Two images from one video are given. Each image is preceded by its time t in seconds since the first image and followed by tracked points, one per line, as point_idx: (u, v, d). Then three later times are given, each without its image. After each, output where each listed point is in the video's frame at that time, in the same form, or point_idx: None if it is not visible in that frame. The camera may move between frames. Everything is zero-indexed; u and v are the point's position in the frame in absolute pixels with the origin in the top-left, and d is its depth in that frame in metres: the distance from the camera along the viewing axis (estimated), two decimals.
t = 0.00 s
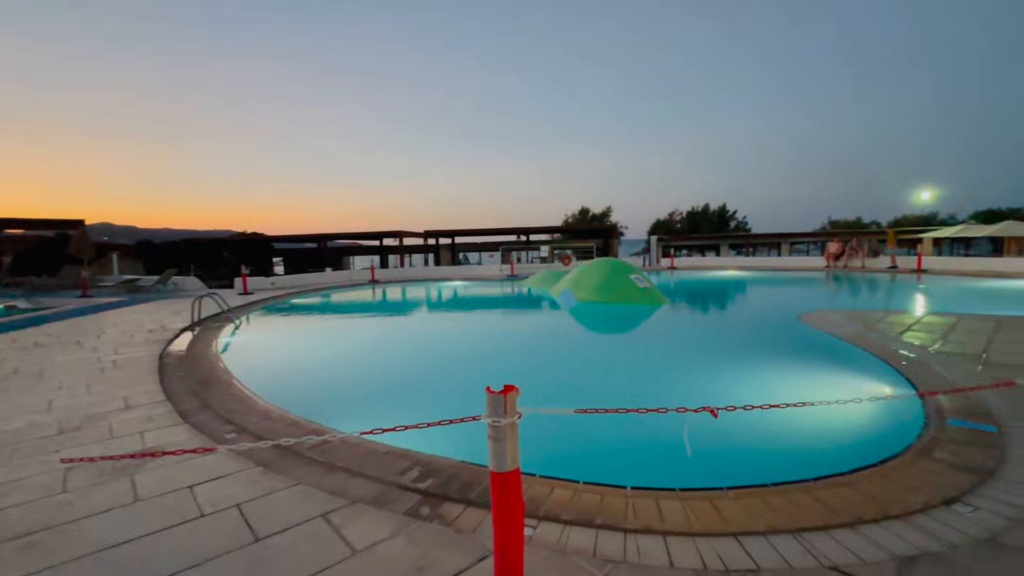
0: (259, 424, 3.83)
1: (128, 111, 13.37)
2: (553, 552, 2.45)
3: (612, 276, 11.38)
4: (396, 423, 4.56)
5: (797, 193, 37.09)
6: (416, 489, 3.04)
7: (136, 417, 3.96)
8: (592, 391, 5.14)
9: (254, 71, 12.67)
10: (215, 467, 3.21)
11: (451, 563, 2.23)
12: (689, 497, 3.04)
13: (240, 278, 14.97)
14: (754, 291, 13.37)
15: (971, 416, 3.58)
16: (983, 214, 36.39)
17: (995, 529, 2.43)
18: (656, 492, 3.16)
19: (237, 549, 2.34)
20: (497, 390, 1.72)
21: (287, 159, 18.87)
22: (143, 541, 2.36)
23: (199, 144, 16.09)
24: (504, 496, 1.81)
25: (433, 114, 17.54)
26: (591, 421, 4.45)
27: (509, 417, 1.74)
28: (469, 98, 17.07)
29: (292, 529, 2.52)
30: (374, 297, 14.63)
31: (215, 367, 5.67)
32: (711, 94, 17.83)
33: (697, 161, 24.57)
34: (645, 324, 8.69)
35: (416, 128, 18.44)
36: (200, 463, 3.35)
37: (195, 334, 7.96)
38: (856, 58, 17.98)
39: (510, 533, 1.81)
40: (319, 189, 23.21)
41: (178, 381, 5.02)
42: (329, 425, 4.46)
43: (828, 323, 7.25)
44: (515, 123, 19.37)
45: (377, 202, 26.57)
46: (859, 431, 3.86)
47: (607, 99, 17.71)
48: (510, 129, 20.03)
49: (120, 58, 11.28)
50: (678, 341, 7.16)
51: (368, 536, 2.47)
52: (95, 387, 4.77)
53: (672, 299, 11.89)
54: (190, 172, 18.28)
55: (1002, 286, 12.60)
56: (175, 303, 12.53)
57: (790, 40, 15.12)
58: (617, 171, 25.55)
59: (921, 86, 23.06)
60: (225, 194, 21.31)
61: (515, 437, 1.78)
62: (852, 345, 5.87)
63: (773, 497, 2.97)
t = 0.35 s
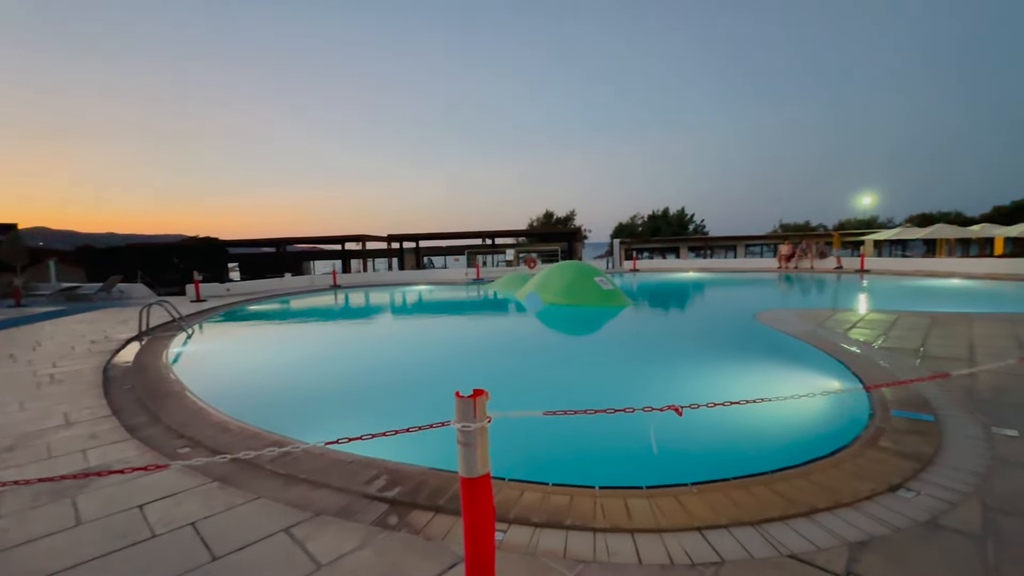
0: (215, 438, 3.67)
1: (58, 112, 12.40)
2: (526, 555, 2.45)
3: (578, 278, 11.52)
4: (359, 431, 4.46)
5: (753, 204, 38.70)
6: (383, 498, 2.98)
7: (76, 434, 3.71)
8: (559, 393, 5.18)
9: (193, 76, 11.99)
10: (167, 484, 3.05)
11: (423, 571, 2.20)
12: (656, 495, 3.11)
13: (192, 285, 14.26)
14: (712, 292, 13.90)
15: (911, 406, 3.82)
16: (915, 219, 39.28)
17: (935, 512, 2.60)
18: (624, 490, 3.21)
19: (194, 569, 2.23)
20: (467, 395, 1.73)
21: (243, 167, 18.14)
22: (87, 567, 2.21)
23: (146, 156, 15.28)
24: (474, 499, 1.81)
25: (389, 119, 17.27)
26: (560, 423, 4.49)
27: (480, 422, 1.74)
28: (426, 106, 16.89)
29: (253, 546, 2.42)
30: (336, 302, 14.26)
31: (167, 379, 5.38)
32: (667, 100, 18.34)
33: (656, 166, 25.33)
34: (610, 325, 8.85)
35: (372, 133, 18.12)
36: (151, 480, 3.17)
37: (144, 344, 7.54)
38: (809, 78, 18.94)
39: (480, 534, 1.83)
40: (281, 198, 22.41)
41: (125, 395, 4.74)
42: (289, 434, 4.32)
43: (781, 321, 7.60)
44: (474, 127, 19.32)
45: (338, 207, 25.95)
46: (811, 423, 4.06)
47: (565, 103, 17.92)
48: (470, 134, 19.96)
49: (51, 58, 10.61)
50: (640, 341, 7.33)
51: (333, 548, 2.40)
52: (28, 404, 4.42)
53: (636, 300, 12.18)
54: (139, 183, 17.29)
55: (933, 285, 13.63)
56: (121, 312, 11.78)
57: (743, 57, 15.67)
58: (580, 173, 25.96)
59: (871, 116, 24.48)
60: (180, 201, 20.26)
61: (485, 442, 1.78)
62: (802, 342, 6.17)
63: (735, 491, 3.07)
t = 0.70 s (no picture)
0: (175, 451, 3.52)
1: None
2: (502, 560, 2.43)
3: (550, 282, 11.58)
4: (327, 439, 4.35)
5: (719, 210, 39.91)
6: (354, 508, 2.91)
7: (20, 450, 3.48)
8: (532, 397, 5.18)
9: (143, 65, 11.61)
10: (124, 501, 2.89)
11: None
12: (629, 496, 3.14)
13: (150, 290, 13.65)
14: (681, 294, 14.24)
15: (870, 402, 3.99)
16: (867, 224, 41.40)
17: (895, 504, 2.72)
18: (599, 493, 3.23)
19: None
20: (441, 401, 1.70)
21: (204, 164, 17.62)
22: None
23: (94, 141, 14.68)
24: (450, 507, 1.80)
25: (353, 117, 17.12)
26: (535, 426, 4.48)
27: (455, 428, 1.73)
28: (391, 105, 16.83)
29: (217, 563, 2.32)
30: (304, 308, 13.90)
31: (122, 390, 5.12)
32: (633, 103, 18.83)
33: (625, 169, 25.94)
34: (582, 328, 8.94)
35: (337, 132, 17.90)
36: (106, 497, 3.00)
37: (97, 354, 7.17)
38: (771, 90, 19.75)
39: (455, 541, 1.82)
40: (248, 198, 21.88)
41: (77, 408, 4.48)
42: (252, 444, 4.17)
43: (746, 322, 7.85)
44: (441, 128, 19.32)
45: (306, 210, 25.44)
46: (777, 420, 4.19)
47: (531, 99, 18.19)
48: (438, 135, 19.92)
49: None
50: (612, 343, 7.43)
51: (302, 563, 2.32)
52: None
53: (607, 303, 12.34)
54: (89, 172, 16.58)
55: (886, 286, 14.37)
56: (71, 320, 11.15)
57: (704, 60, 16.28)
58: (551, 176, 26.33)
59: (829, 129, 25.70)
60: (141, 198, 19.56)
61: (460, 449, 1.77)
62: (767, 342, 6.38)
63: (706, 489, 3.13)
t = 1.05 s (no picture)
0: (149, 460, 3.41)
1: None
2: (488, 565, 2.41)
3: (534, 285, 11.61)
4: (307, 446, 4.28)
5: (700, 213, 40.56)
6: (336, 516, 2.86)
7: None
8: (516, 401, 5.17)
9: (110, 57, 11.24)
10: (96, 514, 2.79)
11: None
12: (615, 498, 3.15)
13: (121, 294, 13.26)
14: (663, 296, 14.43)
15: (846, 402, 4.10)
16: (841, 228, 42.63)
17: (873, 501, 2.79)
18: (584, 495, 3.23)
19: None
20: (427, 406, 1.71)
21: (178, 165, 17.16)
22: None
23: (63, 140, 14.23)
24: (436, 514, 1.79)
25: (332, 117, 16.88)
26: (520, 430, 4.47)
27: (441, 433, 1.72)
28: (370, 103, 16.64)
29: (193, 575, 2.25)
30: (284, 311, 13.66)
31: (93, 397, 4.95)
32: (614, 105, 19.05)
33: (607, 172, 26.24)
34: (565, 330, 8.98)
35: (315, 133, 17.61)
36: (76, 509, 2.89)
37: (67, 360, 6.92)
38: (750, 98, 20.25)
39: (441, 547, 1.81)
40: (226, 200, 21.47)
41: (44, 417, 4.31)
42: (228, 452, 4.08)
43: (727, 323, 7.98)
44: (422, 129, 19.23)
45: (286, 212, 24.99)
46: (757, 421, 4.27)
47: (512, 99, 18.25)
48: (419, 135, 19.79)
49: None
50: (596, 345, 7.47)
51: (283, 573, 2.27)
52: None
53: (590, 306, 12.43)
54: (56, 172, 16.01)
55: (859, 288, 14.81)
56: (37, 326, 10.73)
57: (683, 64, 16.62)
58: (534, 178, 26.49)
59: (805, 136, 26.46)
60: (115, 199, 19.06)
61: (446, 454, 1.77)
62: (748, 343, 6.49)
63: (690, 490, 3.16)
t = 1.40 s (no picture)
0: (134, 465, 3.36)
1: None
2: (479, 568, 2.41)
3: (524, 287, 11.62)
4: (294, 450, 4.24)
5: (689, 216, 40.90)
6: (326, 520, 2.84)
7: None
8: (506, 403, 5.17)
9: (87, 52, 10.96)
10: (79, 520, 2.75)
11: None
12: (605, 500, 3.16)
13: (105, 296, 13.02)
14: (652, 299, 14.53)
15: (832, 402, 4.16)
16: (827, 231, 43.30)
17: (858, 500, 2.83)
18: (575, 497, 3.25)
19: None
20: (418, 408, 1.71)
21: (162, 166, 16.89)
22: None
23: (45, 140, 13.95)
24: (427, 517, 1.80)
25: (320, 119, 16.73)
26: (511, 433, 4.47)
27: (432, 436, 1.73)
28: (357, 105, 16.53)
29: None
30: (271, 314, 13.50)
31: (75, 402, 4.84)
32: (604, 108, 19.13)
33: (597, 175, 26.37)
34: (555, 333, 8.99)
35: (303, 135, 17.47)
36: (58, 516, 2.84)
37: (47, 364, 6.78)
38: (739, 103, 20.50)
39: (433, 550, 1.82)
40: (212, 201, 21.18)
41: (24, 422, 4.22)
42: (214, 456, 4.02)
43: (716, 325, 8.06)
44: (410, 130, 19.15)
45: (274, 214, 24.74)
46: (745, 421, 4.32)
47: (502, 101, 18.25)
48: (408, 137, 19.71)
49: None
50: (586, 348, 7.50)
51: None
52: None
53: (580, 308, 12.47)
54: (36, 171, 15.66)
55: (844, 290, 15.06)
56: (16, 329, 10.46)
57: (673, 67, 16.78)
58: (525, 180, 26.51)
59: (792, 140, 26.85)
60: (99, 200, 18.72)
61: (437, 457, 1.78)
62: (736, 345, 6.56)
63: (679, 491, 3.18)
